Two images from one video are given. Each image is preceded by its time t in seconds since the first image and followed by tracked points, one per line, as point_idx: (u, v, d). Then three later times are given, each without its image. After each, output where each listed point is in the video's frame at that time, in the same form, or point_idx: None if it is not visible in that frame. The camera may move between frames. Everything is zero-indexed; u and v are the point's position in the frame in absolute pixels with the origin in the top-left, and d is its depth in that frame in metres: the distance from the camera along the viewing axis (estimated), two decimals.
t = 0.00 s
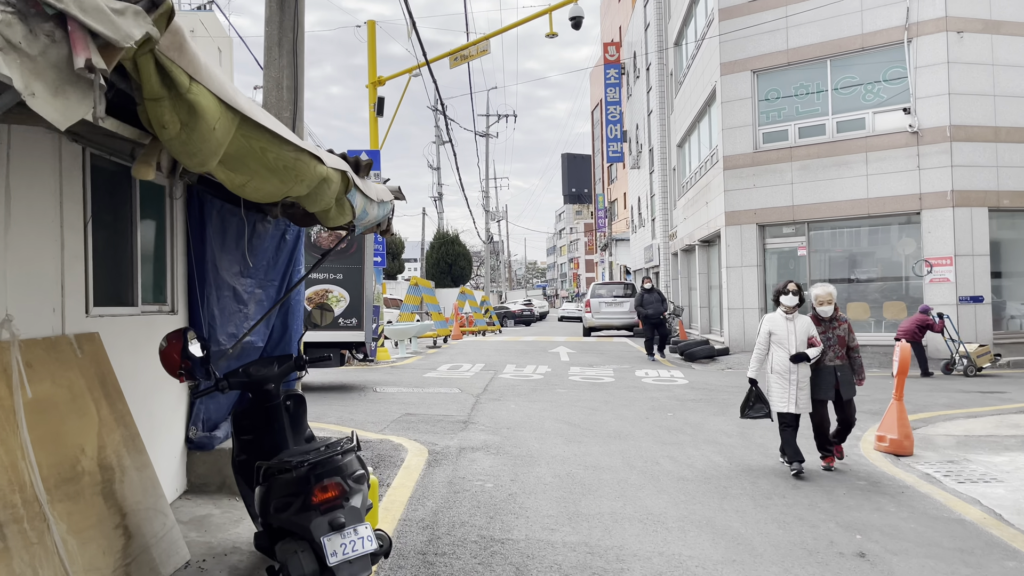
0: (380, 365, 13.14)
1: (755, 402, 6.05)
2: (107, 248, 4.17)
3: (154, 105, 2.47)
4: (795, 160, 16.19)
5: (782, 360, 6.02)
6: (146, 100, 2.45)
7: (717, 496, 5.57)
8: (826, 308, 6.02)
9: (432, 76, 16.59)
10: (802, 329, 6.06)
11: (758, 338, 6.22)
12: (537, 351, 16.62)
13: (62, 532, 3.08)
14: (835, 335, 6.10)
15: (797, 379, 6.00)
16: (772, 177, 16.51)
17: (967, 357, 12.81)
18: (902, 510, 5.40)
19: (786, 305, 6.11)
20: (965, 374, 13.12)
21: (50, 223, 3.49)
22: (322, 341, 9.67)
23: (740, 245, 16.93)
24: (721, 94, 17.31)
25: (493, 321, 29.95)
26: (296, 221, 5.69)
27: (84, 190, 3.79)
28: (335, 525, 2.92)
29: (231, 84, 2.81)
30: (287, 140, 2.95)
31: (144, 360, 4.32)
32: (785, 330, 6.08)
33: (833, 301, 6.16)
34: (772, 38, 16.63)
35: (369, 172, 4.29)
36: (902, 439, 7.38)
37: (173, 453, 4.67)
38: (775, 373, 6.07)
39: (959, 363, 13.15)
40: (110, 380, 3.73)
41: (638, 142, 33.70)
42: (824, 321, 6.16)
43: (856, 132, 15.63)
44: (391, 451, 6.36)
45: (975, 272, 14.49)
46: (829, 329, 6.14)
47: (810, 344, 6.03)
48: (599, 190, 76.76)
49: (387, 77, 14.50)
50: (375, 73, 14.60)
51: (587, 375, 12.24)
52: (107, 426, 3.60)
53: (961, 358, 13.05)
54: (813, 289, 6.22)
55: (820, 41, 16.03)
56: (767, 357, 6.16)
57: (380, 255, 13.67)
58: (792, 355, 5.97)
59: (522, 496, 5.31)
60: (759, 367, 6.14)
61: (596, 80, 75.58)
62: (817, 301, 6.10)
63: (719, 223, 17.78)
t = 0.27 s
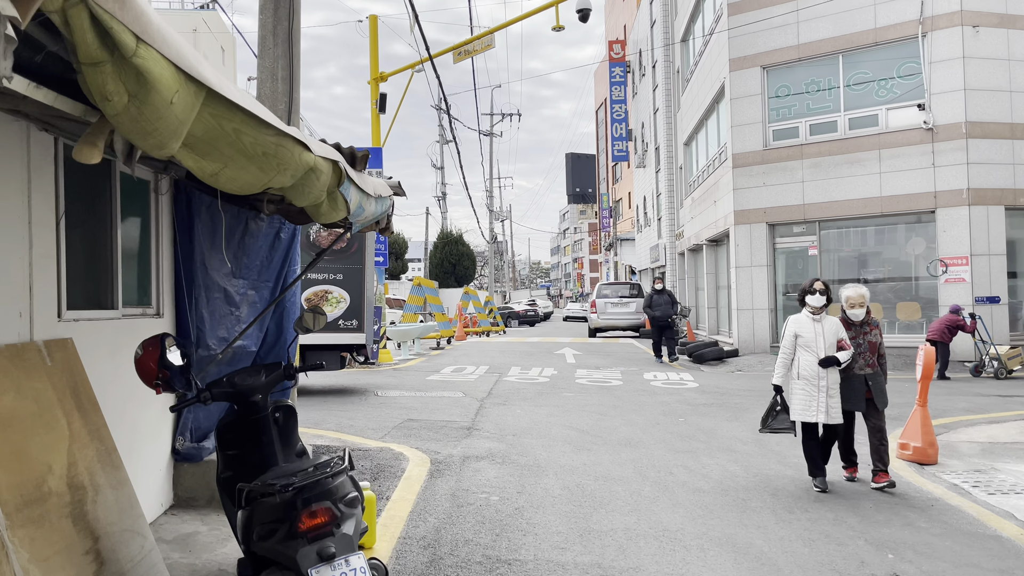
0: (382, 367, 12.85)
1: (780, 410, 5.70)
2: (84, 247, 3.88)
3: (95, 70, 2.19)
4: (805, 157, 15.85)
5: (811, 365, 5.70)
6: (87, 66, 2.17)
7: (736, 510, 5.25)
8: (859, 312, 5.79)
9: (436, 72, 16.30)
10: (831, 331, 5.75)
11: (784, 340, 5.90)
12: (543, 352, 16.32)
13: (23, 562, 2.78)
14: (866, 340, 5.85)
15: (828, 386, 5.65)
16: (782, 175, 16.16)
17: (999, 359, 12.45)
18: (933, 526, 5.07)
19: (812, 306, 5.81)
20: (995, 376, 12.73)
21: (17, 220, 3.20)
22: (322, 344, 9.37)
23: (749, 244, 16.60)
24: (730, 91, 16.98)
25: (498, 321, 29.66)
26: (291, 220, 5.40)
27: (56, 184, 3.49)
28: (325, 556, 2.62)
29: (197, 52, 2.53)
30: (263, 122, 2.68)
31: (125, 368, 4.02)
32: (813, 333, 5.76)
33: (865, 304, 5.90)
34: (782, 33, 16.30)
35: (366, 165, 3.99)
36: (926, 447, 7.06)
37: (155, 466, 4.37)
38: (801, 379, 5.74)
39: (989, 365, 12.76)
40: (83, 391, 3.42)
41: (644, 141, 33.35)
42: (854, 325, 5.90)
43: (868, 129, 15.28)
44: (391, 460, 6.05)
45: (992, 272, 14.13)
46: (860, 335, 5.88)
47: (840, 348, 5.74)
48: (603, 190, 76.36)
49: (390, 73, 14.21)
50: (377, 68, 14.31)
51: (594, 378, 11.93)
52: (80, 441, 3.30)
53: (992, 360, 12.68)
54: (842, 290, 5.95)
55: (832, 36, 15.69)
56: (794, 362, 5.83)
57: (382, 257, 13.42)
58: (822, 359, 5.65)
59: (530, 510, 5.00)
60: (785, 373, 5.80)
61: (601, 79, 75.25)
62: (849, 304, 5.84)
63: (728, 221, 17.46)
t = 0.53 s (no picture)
0: (380, 367, 12.58)
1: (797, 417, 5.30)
2: (43, 239, 3.59)
3: None
4: (812, 153, 15.54)
5: (830, 370, 5.33)
6: None
7: (745, 519, 4.96)
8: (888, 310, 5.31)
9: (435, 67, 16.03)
10: (854, 333, 5.36)
11: (804, 342, 5.54)
12: (544, 352, 16.04)
13: None
14: (896, 343, 5.36)
15: (849, 393, 5.26)
16: (788, 171, 15.86)
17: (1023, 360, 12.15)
18: (955, 536, 4.77)
19: (834, 305, 5.42)
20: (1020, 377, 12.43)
21: None
22: (315, 344, 9.10)
23: (754, 242, 16.30)
24: (734, 86, 16.68)
25: (499, 321, 29.39)
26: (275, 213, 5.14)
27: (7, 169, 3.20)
28: None
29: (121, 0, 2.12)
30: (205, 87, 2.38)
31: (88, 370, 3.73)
32: (834, 335, 5.39)
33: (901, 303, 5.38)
34: (788, 26, 15.99)
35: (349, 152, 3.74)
36: (942, 451, 6.76)
37: (123, 474, 4.09)
38: (820, 385, 5.38)
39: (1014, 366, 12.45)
40: (37, 397, 3.14)
41: (647, 139, 33.04)
42: (884, 327, 5.42)
43: (877, 124, 14.95)
44: (381, 465, 5.77)
45: (1003, 270, 13.79)
46: (890, 336, 5.39)
47: (863, 352, 5.35)
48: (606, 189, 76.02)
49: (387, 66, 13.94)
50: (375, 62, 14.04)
51: (596, 378, 11.64)
52: (30, 449, 3.02)
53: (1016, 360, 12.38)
54: (876, 287, 5.48)
55: (839, 29, 15.38)
56: (814, 366, 5.46)
57: (380, 256, 13.17)
58: (842, 364, 5.25)
59: (526, 520, 4.72)
60: (804, 378, 5.44)
61: (604, 78, 74.96)
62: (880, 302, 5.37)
63: (732, 219, 17.16)
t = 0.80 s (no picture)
0: (377, 370, 12.24)
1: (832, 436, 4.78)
2: None
3: None
4: (820, 151, 15.17)
5: (869, 384, 4.76)
6: None
7: (760, 539, 4.61)
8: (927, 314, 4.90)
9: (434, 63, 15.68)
10: (895, 342, 4.81)
11: (837, 351, 4.97)
12: (546, 355, 15.70)
13: None
14: (936, 349, 4.97)
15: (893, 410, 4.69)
16: (796, 169, 15.48)
17: None
18: (988, 559, 4.41)
19: (874, 311, 4.85)
20: None
21: None
22: (308, 348, 8.75)
23: (761, 242, 15.94)
24: (740, 82, 16.32)
25: (501, 322, 29.05)
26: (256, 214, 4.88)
27: None
28: None
29: None
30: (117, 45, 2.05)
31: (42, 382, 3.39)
32: (873, 345, 4.82)
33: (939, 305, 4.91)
34: (795, 21, 15.63)
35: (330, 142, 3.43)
36: (965, 463, 6.40)
37: (85, 494, 3.76)
38: (858, 401, 4.82)
39: None
40: None
41: (650, 138, 32.66)
42: (922, 331, 5.03)
43: (887, 120, 14.58)
44: (372, 480, 5.42)
45: (1018, 271, 13.43)
46: (928, 342, 5.00)
47: (908, 365, 4.81)
48: (608, 189, 75.64)
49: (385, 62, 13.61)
50: (373, 58, 13.70)
51: (599, 383, 11.29)
52: None
53: None
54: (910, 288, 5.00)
55: (848, 24, 15.02)
56: (848, 378, 4.90)
57: (377, 256, 12.83)
58: (884, 377, 4.71)
59: (524, 542, 4.37)
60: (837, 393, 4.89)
61: (607, 78, 74.59)
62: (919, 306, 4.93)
63: (738, 219, 16.81)
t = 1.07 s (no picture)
0: (375, 371, 11.94)
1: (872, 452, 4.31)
2: None
3: None
4: (828, 147, 14.85)
5: (916, 391, 4.27)
6: None
7: (781, 555, 4.29)
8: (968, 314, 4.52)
9: (434, 57, 15.37)
10: (944, 344, 4.30)
11: (877, 355, 4.43)
12: (548, 356, 15.39)
13: None
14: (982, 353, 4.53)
15: (942, 422, 4.21)
16: (803, 166, 15.16)
17: None
18: None
19: (921, 310, 4.35)
20: None
21: None
22: (302, 349, 8.44)
23: (768, 240, 15.61)
24: (747, 77, 16.00)
25: (502, 321, 28.73)
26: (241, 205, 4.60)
27: None
28: None
29: None
30: None
31: None
32: (920, 348, 4.32)
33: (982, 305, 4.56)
34: (803, 15, 15.31)
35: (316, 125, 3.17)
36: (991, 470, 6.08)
37: (48, 509, 3.42)
38: (903, 411, 4.32)
39: None
40: None
41: (653, 136, 32.35)
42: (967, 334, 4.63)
43: (897, 115, 14.25)
44: (366, 489, 5.10)
45: None
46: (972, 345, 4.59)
47: (958, 369, 4.32)
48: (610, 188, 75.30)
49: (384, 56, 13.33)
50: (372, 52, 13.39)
51: (604, 384, 10.98)
52: None
53: None
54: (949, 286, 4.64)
55: (857, 17, 14.70)
56: (891, 385, 4.38)
57: (374, 253, 12.49)
58: (933, 385, 4.21)
59: (527, 559, 4.05)
60: (879, 404, 4.37)
61: (609, 76, 74.27)
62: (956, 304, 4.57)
63: (744, 216, 16.49)
